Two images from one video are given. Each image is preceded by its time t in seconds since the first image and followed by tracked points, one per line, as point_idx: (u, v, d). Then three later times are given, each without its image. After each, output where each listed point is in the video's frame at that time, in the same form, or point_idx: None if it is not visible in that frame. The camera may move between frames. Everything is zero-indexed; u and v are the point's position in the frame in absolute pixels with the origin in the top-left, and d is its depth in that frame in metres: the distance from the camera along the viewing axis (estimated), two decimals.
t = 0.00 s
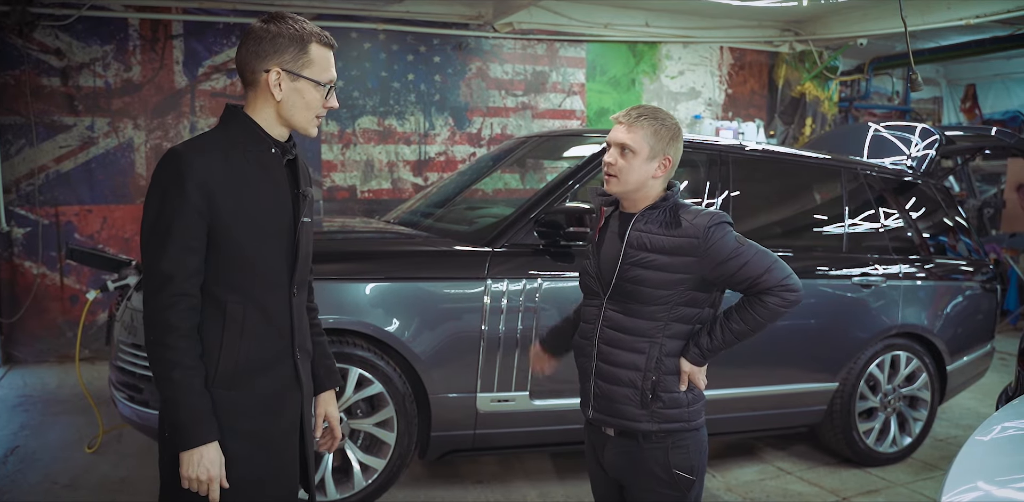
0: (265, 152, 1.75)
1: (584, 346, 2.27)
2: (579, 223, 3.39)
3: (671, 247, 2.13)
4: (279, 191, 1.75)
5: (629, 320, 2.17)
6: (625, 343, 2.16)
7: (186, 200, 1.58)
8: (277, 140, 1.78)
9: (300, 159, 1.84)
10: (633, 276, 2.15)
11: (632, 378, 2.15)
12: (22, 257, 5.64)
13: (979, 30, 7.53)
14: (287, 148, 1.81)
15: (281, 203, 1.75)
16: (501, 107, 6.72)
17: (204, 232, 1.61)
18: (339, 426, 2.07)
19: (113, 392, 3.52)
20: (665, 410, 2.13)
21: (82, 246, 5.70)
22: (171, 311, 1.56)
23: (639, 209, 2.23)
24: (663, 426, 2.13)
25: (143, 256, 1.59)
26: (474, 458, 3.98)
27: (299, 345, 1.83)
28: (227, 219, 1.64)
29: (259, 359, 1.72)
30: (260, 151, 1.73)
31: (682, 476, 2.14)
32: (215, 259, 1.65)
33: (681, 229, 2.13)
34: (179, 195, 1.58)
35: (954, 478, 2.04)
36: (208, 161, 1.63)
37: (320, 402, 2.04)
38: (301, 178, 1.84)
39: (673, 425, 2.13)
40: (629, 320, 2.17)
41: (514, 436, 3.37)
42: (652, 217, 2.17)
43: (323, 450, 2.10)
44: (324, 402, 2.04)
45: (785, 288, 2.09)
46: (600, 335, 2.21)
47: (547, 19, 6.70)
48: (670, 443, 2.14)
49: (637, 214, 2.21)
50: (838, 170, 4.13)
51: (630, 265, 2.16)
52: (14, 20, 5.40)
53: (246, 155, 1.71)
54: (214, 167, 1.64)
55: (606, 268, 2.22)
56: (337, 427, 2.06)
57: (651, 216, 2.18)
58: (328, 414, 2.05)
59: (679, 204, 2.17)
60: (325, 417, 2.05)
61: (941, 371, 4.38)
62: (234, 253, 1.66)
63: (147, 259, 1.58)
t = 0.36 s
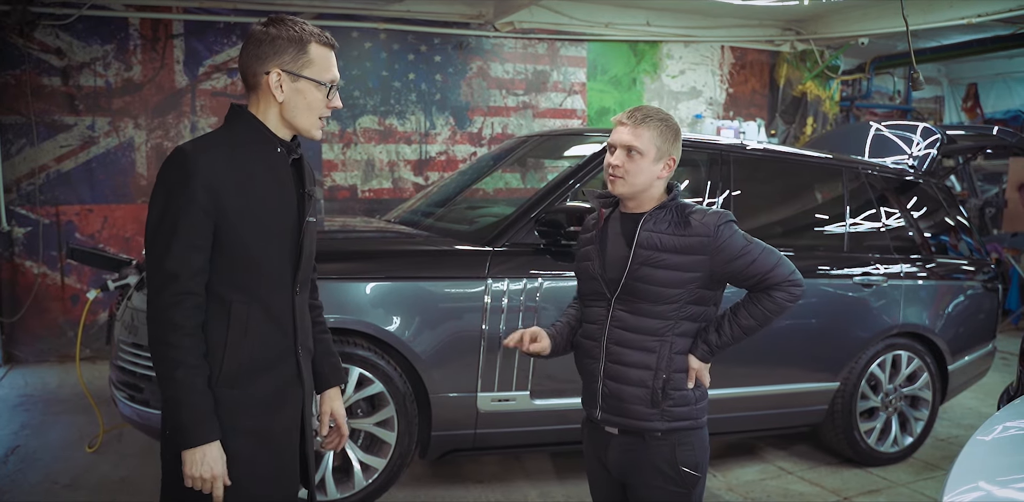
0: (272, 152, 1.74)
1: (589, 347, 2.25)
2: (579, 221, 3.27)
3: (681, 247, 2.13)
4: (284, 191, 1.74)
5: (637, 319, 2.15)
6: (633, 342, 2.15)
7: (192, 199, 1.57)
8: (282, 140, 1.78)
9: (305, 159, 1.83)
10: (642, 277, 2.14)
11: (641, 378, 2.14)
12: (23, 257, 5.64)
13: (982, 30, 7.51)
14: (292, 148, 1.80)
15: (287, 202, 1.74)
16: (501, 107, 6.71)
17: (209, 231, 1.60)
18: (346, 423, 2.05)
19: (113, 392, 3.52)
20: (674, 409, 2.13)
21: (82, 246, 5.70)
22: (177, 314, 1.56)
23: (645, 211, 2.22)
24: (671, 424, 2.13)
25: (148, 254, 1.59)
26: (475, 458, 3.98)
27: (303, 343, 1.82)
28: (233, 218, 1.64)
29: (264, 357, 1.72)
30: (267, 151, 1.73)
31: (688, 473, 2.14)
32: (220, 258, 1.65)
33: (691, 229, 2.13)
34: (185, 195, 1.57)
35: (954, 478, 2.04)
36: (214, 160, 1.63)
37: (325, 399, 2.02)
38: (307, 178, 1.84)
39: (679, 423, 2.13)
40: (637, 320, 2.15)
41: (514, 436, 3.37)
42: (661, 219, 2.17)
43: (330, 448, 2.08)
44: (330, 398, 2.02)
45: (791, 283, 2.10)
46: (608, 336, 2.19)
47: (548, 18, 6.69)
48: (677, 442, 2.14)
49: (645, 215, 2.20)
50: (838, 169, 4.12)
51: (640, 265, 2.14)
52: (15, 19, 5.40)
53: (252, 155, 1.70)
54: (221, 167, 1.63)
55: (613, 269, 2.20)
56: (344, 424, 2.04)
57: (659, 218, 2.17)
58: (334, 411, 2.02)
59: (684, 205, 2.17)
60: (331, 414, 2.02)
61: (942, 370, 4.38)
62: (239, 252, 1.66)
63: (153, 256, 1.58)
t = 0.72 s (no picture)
0: (281, 151, 1.74)
1: (598, 351, 2.22)
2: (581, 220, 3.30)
3: (693, 246, 2.16)
4: (293, 189, 1.73)
5: (650, 321, 2.15)
6: (647, 344, 2.14)
7: (206, 198, 1.55)
8: (289, 139, 1.78)
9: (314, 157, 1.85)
10: (655, 279, 2.14)
11: (658, 378, 2.13)
12: (23, 256, 5.65)
13: (983, 28, 7.49)
14: (302, 146, 1.81)
15: (296, 200, 1.74)
16: (502, 106, 6.70)
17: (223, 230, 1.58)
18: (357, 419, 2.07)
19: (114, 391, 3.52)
20: (689, 407, 2.13)
21: (82, 245, 5.70)
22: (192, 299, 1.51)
23: (644, 211, 2.23)
24: (686, 422, 2.13)
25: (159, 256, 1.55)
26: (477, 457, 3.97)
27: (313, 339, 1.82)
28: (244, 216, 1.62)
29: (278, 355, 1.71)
30: (276, 150, 1.73)
31: (698, 469, 2.14)
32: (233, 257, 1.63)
33: (701, 228, 2.17)
34: (198, 193, 1.55)
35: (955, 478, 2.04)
36: (224, 158, 1.61)
37: (338, 396, 2.02)
38: (315, 175, 1.85)
39: (694, 420, 2.14)
40: (650, 322, 2.15)
41: (515, 435, 3.37)
42: (668, 218, 2.17)
43: (342, 443, 2.09)
44: (341, 395, 2.03)
45: (793, 275, 2.22)
46: (619, 339, 2.17)
47: (549, 17, 6.68)
48: (692, 439, 2.14)
49: (647, 217, 2.21)
50: (840, 168, 4.11)
51: (652, 268, 2.14)
52: (15, 19, 5.40)
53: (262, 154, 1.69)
54: (232, 166, 1.62)
55: (623, 272, 2.19)
56: (355, 420, 2.06)
57: (666, 219, 2.17)
58: (345, 407, 2.04)
59: (688, 205, 2.20)
60: (343, 411, 2.04)
61: (942, 369, 4.37)
62: (252, 250, 1.65)
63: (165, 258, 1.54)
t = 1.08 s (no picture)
0: (291, 156, 1.71)
1: (608, 350, 2.22)
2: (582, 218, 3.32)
3: (700, 240, 2.17)
4: (308, 194, 1.71)
5: (660, 317, 2.16)
6: (658, 340, 2.15)
7: (221, 214, 1.54)
8: (297, 143, 1.76)
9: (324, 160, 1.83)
10: (663, 273, 2.15)
11: (669, 375, 2.14)
12: (23, 255, 5.65)
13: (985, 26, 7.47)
14: (310, 150, 1.79)
15: (313, 204, 1.72)
16: (503, 104, 6.69)
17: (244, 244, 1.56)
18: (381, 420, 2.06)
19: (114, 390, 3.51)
20: (702, 404, 2.14)
21: (83, 243, 5.69)
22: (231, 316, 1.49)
23: (651, 208, 2.24)
24: (698, 420, 2.13)
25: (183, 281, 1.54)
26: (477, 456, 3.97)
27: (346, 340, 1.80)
28: (264, 229, 1.60)
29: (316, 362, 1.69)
30: (284, 155, 1.70)
31: (713, 470, 2.13)
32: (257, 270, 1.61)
33: (707, 222, 2.18)
34: (212, 211, 1.53)
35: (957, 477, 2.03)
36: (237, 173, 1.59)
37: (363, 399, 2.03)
38: (327, 176, 1.82)
39: (707, 418, 2.14)
40: (660, 317, 2.15)
41: (516, 434, 3.36)
42: (675, 213, 2.19)
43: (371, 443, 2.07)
44: (367, 396, 2.04)
45: (797, 269, 2.26)
46: (630, 336, 2.17)
47: (549, 16, 6.68)
48: (705, 438, 2.14)
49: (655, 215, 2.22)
50: (841, 166, 4.11)
51: (660, 262, 2.16)
52: (15, 17, 5.39)
53: (271, 163, 1.67)
54: (243, 179, 1.60)
55: (631, 268, 2.20)
56: (380, 419, 2.06)
57: (673, 213, 2.19)
58: (371, 409, 2.05)
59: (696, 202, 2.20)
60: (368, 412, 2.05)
61: (943, 369, 4.36)
62: (277, 260, 1.62)
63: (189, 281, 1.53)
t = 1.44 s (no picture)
0: (319, 158, 1.72)
1: (645, 358, 2.21)
2: (581, 218, 3.35)
3: (733, 244, 2.16)
4: (336, 199, 1.72)
5: (697, 325, 2.14)
6: (696, 349, 2.14)
7: (246, 218, 1.56)
8: (326, 143, 1.75)
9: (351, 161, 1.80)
10: (699, 281, 2.14)
11: (709, 384, 2.13)
12: (23, 254, 5.64)
13: (986, 25, 7.46)
14: (338, 151, 1.78)
15: (340, 208, 1.73)
16: (503, 103, 6.68)
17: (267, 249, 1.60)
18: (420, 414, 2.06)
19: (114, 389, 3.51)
20: (740, 411, 2.15)
21: (82, 242, 5.69)
22: (247, 317, 1.54)
23: (678, 211, 2.23)
24: (738, 427, 2.14)
25: (204, 281, 1.58)
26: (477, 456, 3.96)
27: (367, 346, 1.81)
28: (289, 232, 1.63)
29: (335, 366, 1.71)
30: (313, 156, 1.71)
31: (752, 474, 2.15)
32: (278, 273, 1.64)
33: (740, 224, 2.18)
34: (236, 215, 1.56)
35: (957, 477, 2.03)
36: (266, 175, 1.61)
37: (396, 392, 2.03)
38: (354, 178, 1.80)
39: (746, 425, 2.15)
40: (697, 325, 2.14)
41: (516, 433, 3.36)
42: (706, 217, 2.17)
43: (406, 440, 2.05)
44: (399, 390, 2.03)
45: (833, 270, 2.28)
46: (667, 345, 2.16)
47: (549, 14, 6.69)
48: (744, 443, 2.15)
49: (688, 219, 2.20)
50: (841, 166, 4.10)
51: (696, 269, 2.14)
52: (15, 16, 5.38)
53: (302, 166, 1.68)
54: (271, 182, 1.61)
55: (666, 275, 2.18)
56: (418, 414, 2.05)
57: (705, 217, 2.17)
58: (405, 403, 2.04)
59: (725, 202, 2.19)
60: (403, 406, 2.04)
61: (944, 368, 4.36)
62: (298, 265, 1.66)
63: (211, 283, 1.57)
